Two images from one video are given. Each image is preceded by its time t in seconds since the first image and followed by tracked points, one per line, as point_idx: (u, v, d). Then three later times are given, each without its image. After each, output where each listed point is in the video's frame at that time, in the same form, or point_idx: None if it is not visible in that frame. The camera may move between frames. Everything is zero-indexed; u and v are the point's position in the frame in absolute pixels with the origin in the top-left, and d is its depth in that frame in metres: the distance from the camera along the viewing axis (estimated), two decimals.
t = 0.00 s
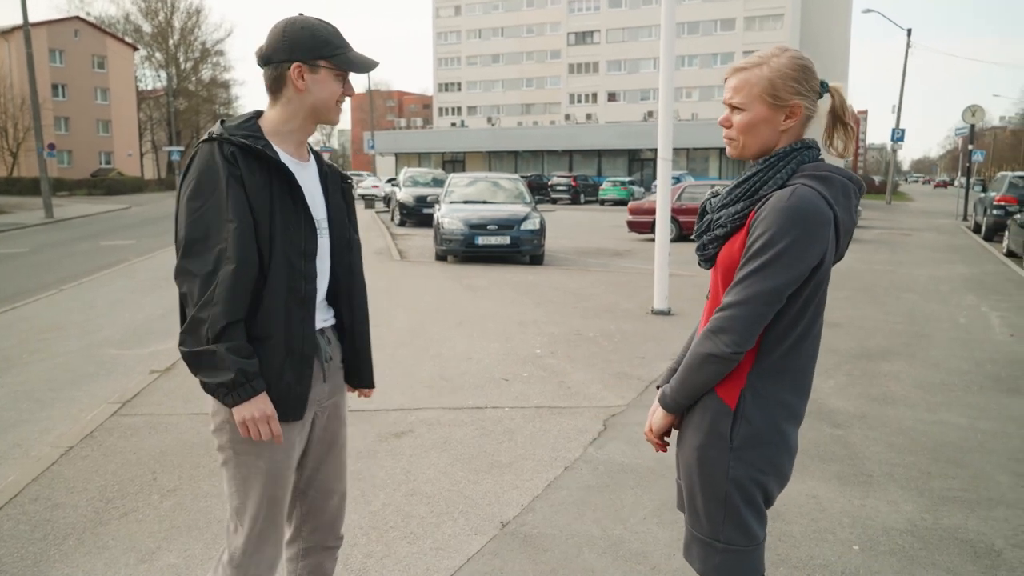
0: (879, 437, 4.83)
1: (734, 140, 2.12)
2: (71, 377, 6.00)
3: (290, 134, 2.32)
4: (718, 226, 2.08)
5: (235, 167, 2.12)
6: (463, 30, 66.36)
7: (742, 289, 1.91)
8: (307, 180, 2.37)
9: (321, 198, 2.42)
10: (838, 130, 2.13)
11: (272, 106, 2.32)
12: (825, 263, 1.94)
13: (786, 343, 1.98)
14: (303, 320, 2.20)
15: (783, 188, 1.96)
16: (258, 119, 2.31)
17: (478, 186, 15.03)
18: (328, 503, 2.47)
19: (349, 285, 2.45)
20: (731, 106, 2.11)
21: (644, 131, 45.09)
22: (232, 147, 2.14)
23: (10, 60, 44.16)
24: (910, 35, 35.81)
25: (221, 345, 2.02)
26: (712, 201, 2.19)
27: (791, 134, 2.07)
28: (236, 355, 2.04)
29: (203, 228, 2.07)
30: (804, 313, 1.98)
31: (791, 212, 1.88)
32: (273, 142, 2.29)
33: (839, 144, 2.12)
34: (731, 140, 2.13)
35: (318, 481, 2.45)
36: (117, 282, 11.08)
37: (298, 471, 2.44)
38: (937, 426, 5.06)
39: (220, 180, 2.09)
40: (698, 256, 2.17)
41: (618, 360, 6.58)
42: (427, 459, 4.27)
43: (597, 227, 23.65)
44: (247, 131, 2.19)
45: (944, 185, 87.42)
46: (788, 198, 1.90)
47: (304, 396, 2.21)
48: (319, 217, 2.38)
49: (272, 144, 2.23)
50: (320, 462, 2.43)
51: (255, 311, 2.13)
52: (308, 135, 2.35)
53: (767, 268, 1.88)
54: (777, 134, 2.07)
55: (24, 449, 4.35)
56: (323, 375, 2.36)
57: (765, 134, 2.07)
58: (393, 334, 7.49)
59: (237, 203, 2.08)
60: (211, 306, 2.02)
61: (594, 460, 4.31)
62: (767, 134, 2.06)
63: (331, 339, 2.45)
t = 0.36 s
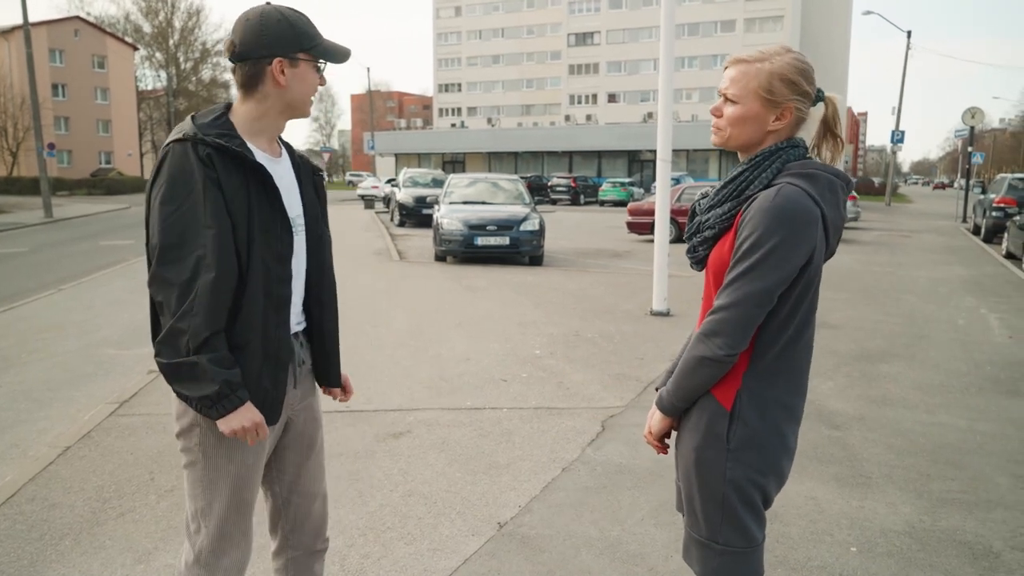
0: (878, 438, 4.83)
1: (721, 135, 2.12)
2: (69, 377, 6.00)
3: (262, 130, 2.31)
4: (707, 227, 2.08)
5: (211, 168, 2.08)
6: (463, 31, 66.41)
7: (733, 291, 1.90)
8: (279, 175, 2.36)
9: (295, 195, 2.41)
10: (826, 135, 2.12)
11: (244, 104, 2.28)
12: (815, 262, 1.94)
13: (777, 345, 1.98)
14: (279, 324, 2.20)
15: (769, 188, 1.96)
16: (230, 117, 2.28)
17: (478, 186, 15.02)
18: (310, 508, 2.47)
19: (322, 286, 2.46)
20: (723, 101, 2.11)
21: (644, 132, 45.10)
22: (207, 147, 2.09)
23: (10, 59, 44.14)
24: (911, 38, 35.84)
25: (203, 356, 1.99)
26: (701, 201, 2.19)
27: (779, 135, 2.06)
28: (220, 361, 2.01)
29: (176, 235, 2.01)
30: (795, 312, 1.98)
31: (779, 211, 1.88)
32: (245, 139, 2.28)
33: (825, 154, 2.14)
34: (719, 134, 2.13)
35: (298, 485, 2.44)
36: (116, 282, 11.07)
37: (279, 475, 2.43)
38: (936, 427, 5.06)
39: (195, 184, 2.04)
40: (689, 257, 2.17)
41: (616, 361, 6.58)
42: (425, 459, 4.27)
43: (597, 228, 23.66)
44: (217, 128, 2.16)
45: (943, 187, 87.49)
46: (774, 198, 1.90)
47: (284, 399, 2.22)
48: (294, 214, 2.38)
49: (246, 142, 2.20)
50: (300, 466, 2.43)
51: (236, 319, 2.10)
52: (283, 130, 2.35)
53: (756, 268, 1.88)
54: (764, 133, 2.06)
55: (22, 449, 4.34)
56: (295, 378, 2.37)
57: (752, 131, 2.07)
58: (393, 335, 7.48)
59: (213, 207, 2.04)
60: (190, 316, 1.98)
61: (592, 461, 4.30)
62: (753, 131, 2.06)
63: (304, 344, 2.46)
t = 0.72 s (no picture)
0: (881, 442, 4.82)
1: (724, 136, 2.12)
2: (73, 379, 6.00)
3: (249, 131, 2.31)
4: (714, 231, 2.08)
5: (204, 175, 2.07)
6: (466, 33, 66.48)
7: (745, 296, 1.90)
8: (269, 173, 2.37)
9: (289, 192, 2.42)
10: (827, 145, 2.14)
11: (228, 107, 2.28)
12: (825, 265, 1.95)
13: (787, 349, 1.97)
14: (280, 327, 2.20)
15: (778, 191, 1.95)
16: (213, 120, 2.27)
17: (480, 189, 15.03)
18: (314, 510, 2.47)
19: (321, 285, 2.47)
20: (726, 104, 2.12)
21: (646, 135, 45.09)
22: (198, 154, 2.08)
23: (13, 62, 44.23)
24: (914, 41, 35.93)
25: (199, 369, 1.98)
26: (705, 206, 2.19)
27: (781, 141, 2.07)
28: (221, 369, 2.01)
29: (173, 244, 2.00)
30: (805, 314, 1.98)
31: (791, 214, 1.88)
32: (233, 141, 2.27)
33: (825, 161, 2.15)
34: (721, 136, 2.13)
35: (301, 489, 2.44)
36: (118, 284, 11.08)
37: (282, 479, 2.43)
38: (939, 431, 5.06)
39: (188, 192, 2.03)
40: (695, 262, 2.16)
41: (619, 364, 6.58)
42: (428, 462, 4.27)
43: (599, 231, 23.67)
44: (207, 132, 2.15)
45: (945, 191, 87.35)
46: (787, 200, 1.90)
47: (290, 404, 2.22)
48: (290, 213, 2.37)
49: (235, 145, 2.20)
50: (304, 468, 2.43)
51: (237, 326, 2.11)
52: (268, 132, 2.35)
53: (769, 274, 1.88)
54: (767, 139, 2.07)
55: (25, 452, 4.35)
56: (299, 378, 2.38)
57: (757, 136, 2.07)
58: (395, 338, 7.49)
59: (209, 215, 2.03)
60: (186, 328, 1.97)
61: (595, 464, 4.30)
62: (757, 136, 2.07)
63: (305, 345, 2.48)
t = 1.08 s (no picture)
0: (894, 459, 4.78)
1: (736, 152, 2.12)
2: (85, 391, 6.03)
3: (260, 146, 2.33)
4: (723, 245, 2.07)
5: (215, 192, 2.09)
6: (476, 47, 66.85)
7: (751, 310, 1.89)
8: (281, 187, 2.38)
9: (302, 207, 2.43)
10: (841, 161, 2.13)
11: (237, 122, 2.30)
12: (835, 281, 1.93)
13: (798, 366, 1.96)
14: (294, 341, 2.21)
15: (786, 207, 1.95)
16: (223, 137, 2.29)
17: (490, 203, 15.06)
18: (327, 525, 2.46)
19: (335, 299, 2.47)
20: (739, 118, 2.12)
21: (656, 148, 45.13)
22: (208, 171, 2.09)
23: (28, 75, 44.77)
24: (924, 55, 35.91)
25: (218, 385, 1.99)
26: (716, 222, 2.19)
27: (793, 158, 2.07)
28: (232, 384, 2.01)
29: (185, 261, 2.02)
30: (815, 330, 1.97)
31: (797, 230, 1.87)
32: (242, 156, 2.29)
33: (840, 177, 2.14)
34: (733, 151, 2.13)
35: (316, 502, 2.44)
36: (129, 296, 11.13)
37: (295, 493, 2.43)
38: (953, 448, 5.01)
39: (198, 209, 2.04)
40: (706, 275, 2.15)
41: (629, 378, 6.56)
42: (438, 476, 4.26)
43: (608, 244, 23.66)
44: (217, 149, 2.17)
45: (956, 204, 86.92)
46: (793, 216, 1.90)
47: (304, 418, 2.22)
48: (303, 226, 2.39)
49: (245, 162, 2.21)
50: (318, 483, 2.43)
51: (252, 339, 2.11)
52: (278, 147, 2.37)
53: (774, 289, 1.87)
54: (778, 156, 2.07)
55: (37, 463, 4.36)
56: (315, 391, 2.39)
57: (768, 151, 2.07)
58: (405, 351, 7.49)
59: (221, 230, 2.04)
60: (200, 345, 1.99)
61: (605, 479, 4.28)
62: (767, 153, 2.07)
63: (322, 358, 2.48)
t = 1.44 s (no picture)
0: (897, 470, 4.76)
1: (741, 164, 2.12)
2: (89, 398, 6.03)
3: (264, 156, 2.33)
4: (724, 256, 2.08)
5: (214, 206, 2.09)
6: (480, 56, 67.06)
7: (749, 324, 1.89)
8: (284, 197, 2.39)
9: (305, 217, 2.44)
10: (847, 176, 2.14)
11: (241, 133, 2.31)
12: (835, 296, 1.93)
13: (796, 379, 1.96)
14: (295, 351, 2.21)
15: (787, 221, 1.95)
16: (227, 148, 2.30)
17: (494, 211, 15.09)
18: (328, 535, 2.46)
19: (338, 308, 2.47)
20: (745, 129, 2.12)
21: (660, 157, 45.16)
22: (208, 183, 2.11)
23: (35, 82, 45.05)
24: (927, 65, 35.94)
25: (215, 395, 1.99)
26: (719, 232, 2.18)
27: (798, 171, 2.07)
28: (229, 396, 2.02)
29: (185, 274, 2.03)
30: (816, 343, 1.96)
31: (797, 243, 1.87)
32: (245, 167, 2.30)
33: (846, 191, 2.14)
34: (738, 165, 2.13)
35: (317, 510, 2.43)
36: (134, 303, 11.16)
37: (295, 503, 2.43)
38: (957, 459, 4.99)
39: (198, 222, 2.05)
40: (707, 286, 2.16)
41: (632, 388, 6.55)
42: (439, 486, 4.25)
43: (612, 253, 23.65)
44: (219, 161, 2.18)
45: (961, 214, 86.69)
46: (793, 230, 1.89)
47: (304, 430, 2.22)
48: (304, 237, 2.39)
49: (247, 173, 2.22)
50: (319, 493, 2.43)
51: (252, 351, 2.12)
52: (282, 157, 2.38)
53: (772, 302, 1.87)
54: (783, 169, 2.07)
55: (40, 470, 4.36)
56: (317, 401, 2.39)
57: (772, 164, 2.08)
58: (408, 359, 7.49)
59: (220, 242, 2.05)
60: (196, 357, 2.00)
61: (607, 490, 4.26)
62: (771, 167, 2.07)
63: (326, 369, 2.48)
